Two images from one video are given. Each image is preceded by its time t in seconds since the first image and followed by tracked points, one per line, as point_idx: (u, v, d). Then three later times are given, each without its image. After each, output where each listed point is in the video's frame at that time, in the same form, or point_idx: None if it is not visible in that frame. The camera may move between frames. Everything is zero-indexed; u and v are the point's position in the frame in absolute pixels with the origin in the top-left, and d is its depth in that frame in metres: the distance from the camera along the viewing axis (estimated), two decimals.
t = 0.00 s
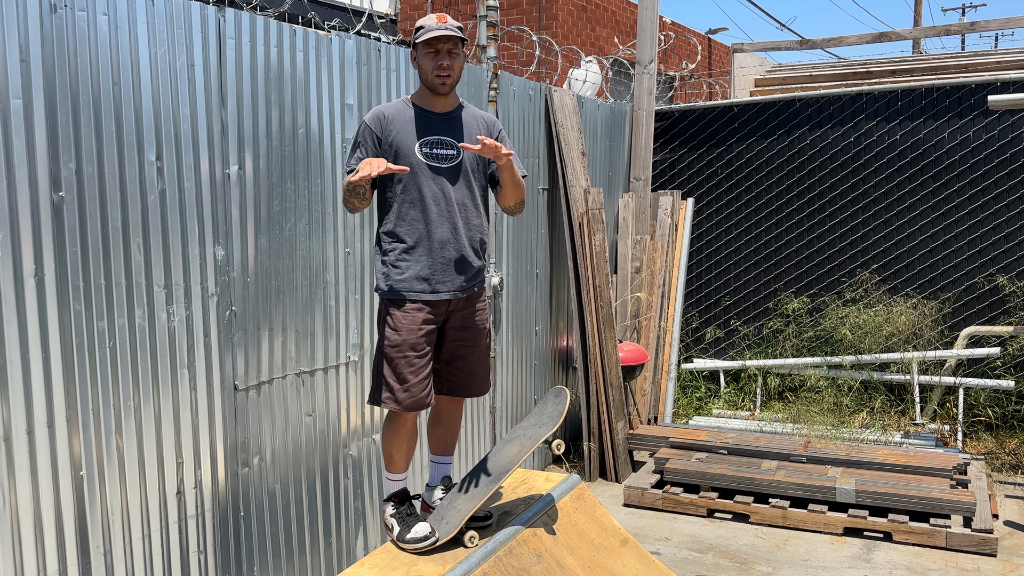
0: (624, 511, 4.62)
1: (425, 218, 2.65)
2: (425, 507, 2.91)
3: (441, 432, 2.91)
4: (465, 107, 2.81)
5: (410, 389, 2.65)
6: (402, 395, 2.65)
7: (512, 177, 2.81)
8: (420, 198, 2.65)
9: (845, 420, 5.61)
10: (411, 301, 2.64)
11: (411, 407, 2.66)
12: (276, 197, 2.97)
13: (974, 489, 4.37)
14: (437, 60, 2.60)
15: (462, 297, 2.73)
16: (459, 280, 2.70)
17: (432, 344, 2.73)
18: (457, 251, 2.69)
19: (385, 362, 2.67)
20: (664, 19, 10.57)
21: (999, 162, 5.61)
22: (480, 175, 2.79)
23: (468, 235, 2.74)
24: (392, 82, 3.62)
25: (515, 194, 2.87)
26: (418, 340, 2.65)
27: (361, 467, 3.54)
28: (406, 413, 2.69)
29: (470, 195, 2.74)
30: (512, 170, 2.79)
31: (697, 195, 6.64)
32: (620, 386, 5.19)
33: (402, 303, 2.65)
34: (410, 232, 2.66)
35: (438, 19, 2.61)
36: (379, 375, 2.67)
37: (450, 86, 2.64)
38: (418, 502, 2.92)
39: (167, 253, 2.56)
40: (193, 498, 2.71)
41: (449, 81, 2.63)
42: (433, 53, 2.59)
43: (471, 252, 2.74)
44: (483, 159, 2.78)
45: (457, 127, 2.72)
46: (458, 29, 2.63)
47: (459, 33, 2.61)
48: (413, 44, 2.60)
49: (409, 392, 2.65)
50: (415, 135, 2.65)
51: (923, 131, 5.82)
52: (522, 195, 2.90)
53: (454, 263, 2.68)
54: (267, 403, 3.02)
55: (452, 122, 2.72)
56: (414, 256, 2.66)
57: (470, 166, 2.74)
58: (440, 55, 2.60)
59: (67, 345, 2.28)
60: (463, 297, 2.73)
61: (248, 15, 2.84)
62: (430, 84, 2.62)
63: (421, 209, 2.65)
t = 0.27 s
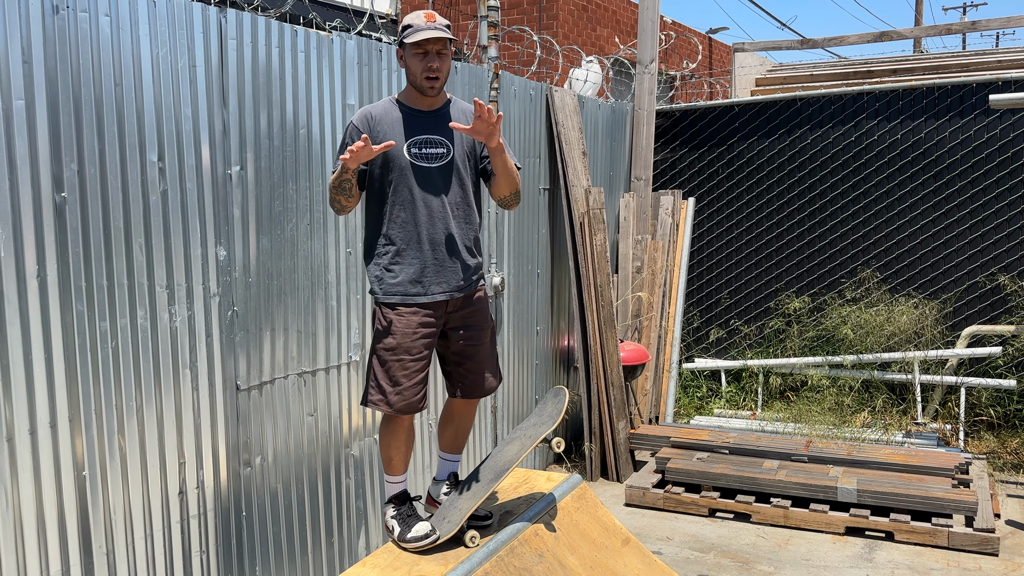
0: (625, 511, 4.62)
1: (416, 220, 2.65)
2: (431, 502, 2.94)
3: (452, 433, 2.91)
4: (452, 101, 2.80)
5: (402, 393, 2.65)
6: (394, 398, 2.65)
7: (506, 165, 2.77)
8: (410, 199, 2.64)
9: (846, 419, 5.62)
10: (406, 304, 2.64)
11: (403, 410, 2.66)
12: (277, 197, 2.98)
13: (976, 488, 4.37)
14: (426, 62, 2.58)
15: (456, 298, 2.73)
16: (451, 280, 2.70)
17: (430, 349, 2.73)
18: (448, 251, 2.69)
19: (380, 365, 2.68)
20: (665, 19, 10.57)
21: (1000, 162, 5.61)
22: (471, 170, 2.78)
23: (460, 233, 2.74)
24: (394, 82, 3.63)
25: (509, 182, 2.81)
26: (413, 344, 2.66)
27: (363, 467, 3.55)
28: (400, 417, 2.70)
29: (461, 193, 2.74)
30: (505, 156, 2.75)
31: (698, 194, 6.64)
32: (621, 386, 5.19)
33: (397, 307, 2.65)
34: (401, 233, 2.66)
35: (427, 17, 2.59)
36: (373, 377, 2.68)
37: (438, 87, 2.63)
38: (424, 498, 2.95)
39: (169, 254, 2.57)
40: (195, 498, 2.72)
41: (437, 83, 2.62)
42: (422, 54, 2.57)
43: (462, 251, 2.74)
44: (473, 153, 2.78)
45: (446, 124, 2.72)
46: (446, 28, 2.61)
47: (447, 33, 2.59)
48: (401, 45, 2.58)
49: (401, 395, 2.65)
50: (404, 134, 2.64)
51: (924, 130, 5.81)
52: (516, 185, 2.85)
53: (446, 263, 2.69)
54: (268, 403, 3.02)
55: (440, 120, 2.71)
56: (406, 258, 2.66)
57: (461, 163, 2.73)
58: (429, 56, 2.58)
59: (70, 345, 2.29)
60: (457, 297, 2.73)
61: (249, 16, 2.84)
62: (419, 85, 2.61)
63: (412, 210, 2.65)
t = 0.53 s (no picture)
0: (627, 510, 4.62)
1: (416, 219, 2.66)
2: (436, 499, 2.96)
3: (459, 431, 2.91)
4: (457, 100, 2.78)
5: (402, 389, 2.66)
6: (394, 394, 2.65)
7: (506, 167, 2.73)
8: (410, 198, 2.65)
9: (847, 418, 5.61)
10: (405, 301, 2.66)
11: (403, 406, 2.66)
12: (278, 196, 2.98)
13: (977, 487, 4.37)
14: (429, 66, 2.57)
15: (455, 298, 2.72)
16: (451, 279, 2.69)
17: (431, 347, 2.74)
18: (449, 250, 2.69)
19: (379, 363, 2.69)
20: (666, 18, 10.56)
21: (1002, 160, 5.60)
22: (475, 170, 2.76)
23: (462, 233, 2.73)
24: (395, 82, 3.63)
25: (511, 183, 2.78)
26: (413, 341, 2.66)
27: (364, 467, 3.55)
28: (400, 414, 2.70)
29: (464, 192, 2.72)
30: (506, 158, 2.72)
31: (699, 193, 6.64)
32: (623, 385, 5.19)
33: (396, 305, 2.67)
34: (401, 233, 2.67)
35: (430, 20, 2.56)
36: (372, 374, 2.68)
37: (442, 89, 2.62)
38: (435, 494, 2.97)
39: (170, 253, 2.57)
40: (197, 497, 2.72)
41: (441, 86, 2.61)
42: (426, 58, 2.56)
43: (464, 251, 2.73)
44: (476, 153, 2.76)
45: (449, 124, 2.70)
46: (451, 32, 2.58)
47: (451, 37, 2.56)
48: (405, 48, 2.56)
49: (401, 391, 2.65)
50: (405, 135, 2.65)
51: (925, 128, 5.81)
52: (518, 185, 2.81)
53: (446, 263, 2.68)
54: (270, 402, 3.02)
55: (443, 120, 2.70)
56: (407, 258, 2.67)
57: (465, 163, 2.72)
58: (432, 60, 2.57)
59: (71, 345, 2.29)
60: (457, 297, 2.72)
61: (250, 16, 2.84)
62: (422, 86, 2.61)
63: (412, 209, 2.66)
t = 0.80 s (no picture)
0: (628, 508, 4.62)
1: (421, 215, 2.67)
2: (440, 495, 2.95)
3: (461, 427, 2.92)
4: (475, 102, 2.76)
5: (402, 383, 2.69)
6: (394, 389, 2.69)
7: (519, 172, 2.70)
8: (417, 193, 2.67)
9: (849, 416, 5.59)
10: (405, 297, 2.69)
11: (403, 401, 2.70)
12: (278, 195, 2.98)
13: (979, 484, 4.37)
14: (444, 71, 2.56)
15: (457, 295, 2.72)
16: (451, 278, 2.69)
17: (432, 343, 2.76)
18: (450, 249, 2.69)
19: (381, 357, 2.73)
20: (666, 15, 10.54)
21: (1003, 156, 5.59)
22: (486, 172, 2.74)
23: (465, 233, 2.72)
24: (395, 80, 3.62)
25: (525, 187, 2.75)
26: (411, 337, 2.69)
27: (366, 465, 3.55)
28: (401, 409, 2.73)
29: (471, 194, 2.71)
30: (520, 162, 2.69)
31: (700, 190, 6.63)
32: (624, 383, 5.18)
33: (397, 300, 2.70)
34: (405, 227, 2.69)
35: (446, 25, 2.55)
36: (375, 368, 2.73)
37: (458, 91, 2.62)
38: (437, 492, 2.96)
39: (171, 252, 2.57)
40: (198, 496, 2.72)
41: (457, 89, 2.61)
42: (441, 63, 2.55)
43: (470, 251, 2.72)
44: (489, 156, 2.73)
45: (462, 126, 2.69)
46: (467, 37, 2.57)
47: (468, 42, 2.55)
48: (420, 51, 2.56)
49: (401, 386, 2.69)
50: (417, 131, 2.66)
51: (926, 125, 5.80)
52: (531, 189, 2.78)
53: (446, 262, 2.68)
54: (271, 401, 3.02)
55: (457, 121, 2.69)
56: (410, 252, 2.69)
57: (474, 165, 2.70)
58: (448, 65, 2.56)
59: (72, 344, 2.29)
60: (459, 295, 2.72)
61: (249, 14, 2.84)
62: (436, 87, 2.61)
63: (419, 205, 2.67)
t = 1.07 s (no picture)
0: (629, 505, 4.62)
1: (426, 209, 2.68)
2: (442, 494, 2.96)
3: (464, 425, 2.92)
4: (493, 106, 2.77)
5: (404, 379, 2.70)
6: (396, 384, 2.70)
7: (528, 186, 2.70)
8: (423, 187, 2.68)
9: (850, 413, 5.60)
10: (408, 293, 2.70)
11: (406, 396, 2.70)
12: (279, 193, 2.98)
13: (980, 480, 4.37)
14: (464, 70, 2.58)
15: (459, 292, 2.71)
16: (451, 274, 2.69)
17: (435, 339, 2.76)
18: (452, 246, 2.69)
19: (384, 352, 2.74)
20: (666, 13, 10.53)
21: (1003, 153, 5.59)
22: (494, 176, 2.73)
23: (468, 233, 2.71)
24: (395, 79, 3.62)
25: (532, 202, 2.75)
26: (413, 332, 2.69)
27: (367, 463, 3.55)
28: (404, 404, 2.74)
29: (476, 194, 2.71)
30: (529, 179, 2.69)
31: (701, 188, 6.63)
32: (625, 381, 5.19)
33: (400, 295, 2.71)
34: (409, 220, 2.71)
35: (469, 25, 2.58)
36: (378, 364, 2.74)
37: (475, 93, 2.63)
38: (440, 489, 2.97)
39: (172, 251, 2.57)
40: (199, 494, 2.72)
41: (474, 90, 2.62)
42: (461, 61, 2.57)
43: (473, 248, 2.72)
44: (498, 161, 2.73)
45: (475, 127, 2.70)
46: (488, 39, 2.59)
47: (489, 43, 2.57)
48: (441, 48, 2.58)
49: (403, 381, 2.69)
50: (428, 126, 2.67)
51: (927, 122, 5.80)
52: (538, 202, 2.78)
53: (446, 258, 2.68)
54: (272, 399, 3.03)
55: (471, 122, 2.70)
56: (413, 244, 2.70)
57: (482, 167, 2.70)
58: (467, 65, 2.58)
59: (73, 343, 2.29)
60: (461, 291, 2.72)
61: (250, 13, 2.84)
62: (453, 87, 2.62)
63: (425, 198, 2.68)
